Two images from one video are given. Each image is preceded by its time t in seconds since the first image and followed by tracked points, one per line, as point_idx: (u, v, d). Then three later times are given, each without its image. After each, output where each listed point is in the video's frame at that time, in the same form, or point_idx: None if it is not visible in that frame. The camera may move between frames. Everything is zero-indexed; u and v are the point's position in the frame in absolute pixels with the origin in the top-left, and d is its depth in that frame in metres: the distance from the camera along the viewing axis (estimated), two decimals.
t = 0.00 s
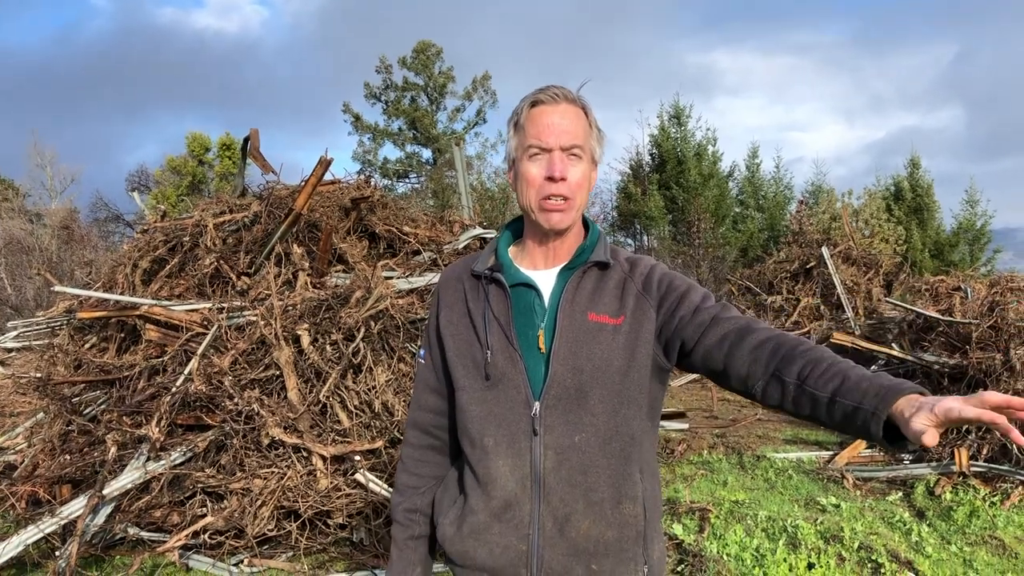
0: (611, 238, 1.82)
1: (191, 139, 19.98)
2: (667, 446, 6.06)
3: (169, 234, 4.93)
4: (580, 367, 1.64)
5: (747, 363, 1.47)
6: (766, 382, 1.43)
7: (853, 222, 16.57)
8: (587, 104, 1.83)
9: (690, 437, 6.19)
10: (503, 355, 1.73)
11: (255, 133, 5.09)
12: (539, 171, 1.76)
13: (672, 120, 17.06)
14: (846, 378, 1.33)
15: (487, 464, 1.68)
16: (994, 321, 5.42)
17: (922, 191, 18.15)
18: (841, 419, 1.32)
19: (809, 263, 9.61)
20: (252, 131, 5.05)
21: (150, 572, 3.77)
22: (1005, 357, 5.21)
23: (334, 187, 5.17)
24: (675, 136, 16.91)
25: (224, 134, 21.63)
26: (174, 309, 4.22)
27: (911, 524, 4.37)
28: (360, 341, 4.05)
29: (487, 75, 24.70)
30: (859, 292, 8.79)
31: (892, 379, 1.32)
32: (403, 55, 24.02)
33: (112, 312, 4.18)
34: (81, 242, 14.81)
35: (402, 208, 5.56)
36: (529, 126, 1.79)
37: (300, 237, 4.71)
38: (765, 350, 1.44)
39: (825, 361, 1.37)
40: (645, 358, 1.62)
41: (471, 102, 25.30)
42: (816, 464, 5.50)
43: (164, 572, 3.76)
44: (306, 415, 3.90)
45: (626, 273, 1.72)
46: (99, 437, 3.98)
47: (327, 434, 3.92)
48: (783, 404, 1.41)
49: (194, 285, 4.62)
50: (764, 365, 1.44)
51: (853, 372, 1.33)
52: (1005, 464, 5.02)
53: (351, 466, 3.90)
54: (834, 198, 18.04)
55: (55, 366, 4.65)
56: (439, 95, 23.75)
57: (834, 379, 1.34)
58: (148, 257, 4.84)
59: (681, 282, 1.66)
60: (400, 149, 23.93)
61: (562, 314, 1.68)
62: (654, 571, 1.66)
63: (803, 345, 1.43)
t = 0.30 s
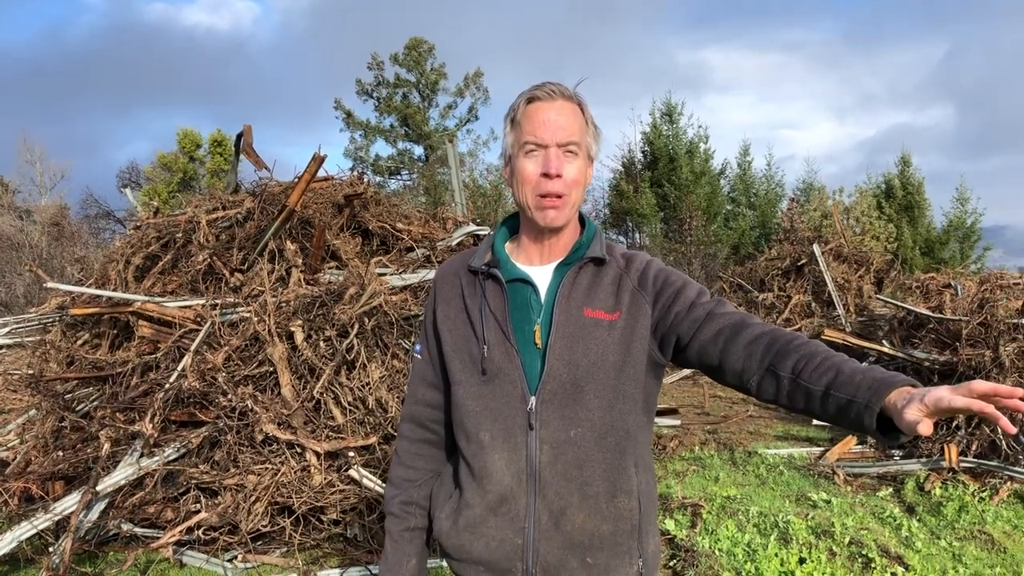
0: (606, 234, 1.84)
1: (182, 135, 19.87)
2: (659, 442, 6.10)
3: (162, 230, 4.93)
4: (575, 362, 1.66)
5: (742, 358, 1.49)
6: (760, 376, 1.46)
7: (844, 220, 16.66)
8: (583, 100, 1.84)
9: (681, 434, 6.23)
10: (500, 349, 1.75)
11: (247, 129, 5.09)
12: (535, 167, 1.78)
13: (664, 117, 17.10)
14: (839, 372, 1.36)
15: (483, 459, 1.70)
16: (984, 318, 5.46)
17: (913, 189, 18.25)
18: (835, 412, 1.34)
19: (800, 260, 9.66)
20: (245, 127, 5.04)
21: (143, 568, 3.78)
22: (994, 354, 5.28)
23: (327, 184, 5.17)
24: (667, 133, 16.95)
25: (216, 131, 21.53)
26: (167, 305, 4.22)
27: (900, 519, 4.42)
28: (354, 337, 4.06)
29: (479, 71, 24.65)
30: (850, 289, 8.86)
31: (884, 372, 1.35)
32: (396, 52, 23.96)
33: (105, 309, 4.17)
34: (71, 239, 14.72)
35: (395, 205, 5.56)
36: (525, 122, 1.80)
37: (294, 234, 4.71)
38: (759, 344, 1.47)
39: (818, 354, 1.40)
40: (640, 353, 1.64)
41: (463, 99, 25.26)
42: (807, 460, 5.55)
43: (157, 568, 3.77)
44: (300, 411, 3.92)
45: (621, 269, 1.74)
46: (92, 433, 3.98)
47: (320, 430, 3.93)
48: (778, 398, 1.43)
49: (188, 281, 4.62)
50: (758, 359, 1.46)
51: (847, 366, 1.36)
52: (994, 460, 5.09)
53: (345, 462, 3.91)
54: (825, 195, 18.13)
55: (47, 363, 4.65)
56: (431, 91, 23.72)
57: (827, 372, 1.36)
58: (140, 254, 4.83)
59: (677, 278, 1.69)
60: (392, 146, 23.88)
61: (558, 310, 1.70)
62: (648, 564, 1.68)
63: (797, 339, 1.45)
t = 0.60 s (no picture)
0: (603, 233, 1.84)
1: (179, 133, 19.84)
2: (656, 440, 6.12)
3: (159, 229, 4.92)
4: (572, 361, 1.67)
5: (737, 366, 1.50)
6: (753, 387, 1.47)
7: (841, 219, 16.70)
8: (577, 100, 1.84)
9: (678, 432, 6.25)
10: (496, 350, 1.75)
11: (245, 128, 5.09)
12: (529, 166, 1.78)
13: (661, 116, 17.11)
14: (832, 390, 1.36)
15: (480, 459, 1.71)
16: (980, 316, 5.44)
17: (910, 188, 18.29)
18: (824, 428, 1.35)
19: (797, 259, 9.68)
20: (242, 126, 5.04)
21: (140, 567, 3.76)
22: (991, 352, 5.19)
23: (324, 183, 5.17)
24: (664, 132, 16.97)
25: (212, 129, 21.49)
26: (164, 304, 4.22)
27: (897, 517, 4.44)
28: (351, 336, 4.06)
29: (477, 69, 24.61)
30: (847, 287, 8.88)
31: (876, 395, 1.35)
32: (393, 50, 23.94)
33: (103, 307, 4.17)
34: (68, 237, 14.70)
35: (393, 204, 5.56)
36: (519, 122, 1.81)
37: (291, 232, 4.71)
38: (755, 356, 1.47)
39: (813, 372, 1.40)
40: (636, 353, 1.65)
41: (461, 97, 25.24)
42: (804, 458, 5.58)
43: (155, 567, 3.76)
44: (298, 409, 3.92)
45: (618, 267, 1.75)
46: (91, 431, 3.99)
47: (318, 428, 3.94)
48: (768, 410, 1.44)
49: (186, 280, 4.62)
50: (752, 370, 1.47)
51: (840, 385, 1.36)
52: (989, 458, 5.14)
53: (343, 461, 3.91)
54: (822, 194, 18.16)
55: (45, 361, 4.65)
56: (428, 90, 23.70)
57: (819, 390, 1.37)
58: (138, 253, 4.83)
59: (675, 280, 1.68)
60: (390, 144, 23.85)
61: (554, 309, 1.71)
62: (647, 563, 1.69)
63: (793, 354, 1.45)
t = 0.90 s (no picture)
0: (598, 230, 1.82)
1: (183, 132, 19.88)
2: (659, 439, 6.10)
3: (162, 228, 4.92)
4: (566, 365, 1.66)
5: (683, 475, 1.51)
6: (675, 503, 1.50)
7: (846, 218, 16.64)
8: (568, 96, 1.82)
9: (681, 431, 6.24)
10: (491, 352, 1.75)
11: (247, 127, 5.09)
12: (521, 165, 1.76)
13: (666, 114, 17.07)
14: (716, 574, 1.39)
15: (475, 462, 1.70)
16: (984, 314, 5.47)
17: (914, 186, 18.20)
18: None
19: (801, 257, 9.65)
20: (245, 125, 5.04)
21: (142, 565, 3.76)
22: (995, 351, 5.18)
23: (326, 182, 5.17)
24: (668, 130, 16.93)
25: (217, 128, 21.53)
26: (167, 303, 4.23)
27: (900, 517, 4.43)
28: (353, 335, 4.06)
29: (480, 68, 24.58)
30: (851, 286, 8.85)
31: None
32: (397, 49, 23.94)
33: (105, 306, 4.18)
34: (73, 237, 14.74)
35: (395, 203, 5.56)
36: (509, 120, 1.79)
37: (294, 231, 4.71)
38: (678, 480, 1.62)
39: (702, 529, 1.60)
40: (632, 361, 1.63)
41: (465, 96, 25.23)
42: (808, 457, 5.55)
43: (157, 566, 3.76)
44: (300, 408, 3.91)
45: (617, 271, 1.71)
46: (93, 431, 4.00)
47: (320, 427, 3.93)
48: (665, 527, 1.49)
49: (188, 279, 4.62)
50: (670, 488, 1.64)
51: None
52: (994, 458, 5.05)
53: (345, 460, 3.92)
54: (826, 193, 18.10)
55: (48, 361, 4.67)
56: (432, 88, 23.69)
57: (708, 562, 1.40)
58: (140, 252, 4.84)
59: (675, 323, 1.65)
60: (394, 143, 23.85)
61: (549, 312, 1.69)
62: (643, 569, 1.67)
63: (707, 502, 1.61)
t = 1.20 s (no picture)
0: (605, 234, 1.80)
1: (198, 132, 20.03)
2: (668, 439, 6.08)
3: (172, 226, 4.96)
4: (566, 370, 1.65)
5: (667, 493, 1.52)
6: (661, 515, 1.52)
7: (860, 216, 16.48)
8: (577, 96, 1.81)
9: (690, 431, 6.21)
10: (491, 355, 1.74)
11: (257, 126, 5.12)
12: (527, 166, 1.75)
13: (680, 112, 16.99)
14: None
15: (472, 464, 1.70)
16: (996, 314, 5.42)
17: (930, 184, 17.98)
18: None
19: (813, 256, 9.57)
20: (255, 125, 5.07)
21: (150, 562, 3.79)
22: (1007, 351, 5.11)
23: (335, 181, 5.18)
24: (682, 128, 16.85)
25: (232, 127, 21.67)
26: (177, 301, 4.27)
27: (910, 517, 4.38)
28: (361, 333, 4.07)
29: (493, 67, 24.57)
30: (864, 286, 8.77)
31: None
32: (410, 48, 23.99)
33: (116, 304, 4.23)
34: (88, 235, 14.91)
35: (404, 201, 5.57)
36: (517, 119, 1.78)
37: (302, 229, 4.73)
38: (682, 484, 1.61)
39: (707, 532, 1.58)
40: (632, 369, 1.62)
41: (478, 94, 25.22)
42: (817, 457, 5.50)
43: (165, 563, 3.80)
44: (307, 406, 3.93)
45: (620, 275, 1.70)
46: (103, 428, 4.03)
47: (327, 425, 3.95)
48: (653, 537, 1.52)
49: (197, 277, 4.65)
50: (674, 490, 1.62)
51: None
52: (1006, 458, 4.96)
53: (352, 458, 3.94)
54: (840, 191, 17.94)
55: (61, 358, 4.72)
56: (446, 87, 23.71)
57: None
58: (151, 250, 4.88)
59: (678, 329, 1.63)
60: (407, 142, 23.91)
61: (551, 316, 1.68)
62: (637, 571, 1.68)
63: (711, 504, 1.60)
